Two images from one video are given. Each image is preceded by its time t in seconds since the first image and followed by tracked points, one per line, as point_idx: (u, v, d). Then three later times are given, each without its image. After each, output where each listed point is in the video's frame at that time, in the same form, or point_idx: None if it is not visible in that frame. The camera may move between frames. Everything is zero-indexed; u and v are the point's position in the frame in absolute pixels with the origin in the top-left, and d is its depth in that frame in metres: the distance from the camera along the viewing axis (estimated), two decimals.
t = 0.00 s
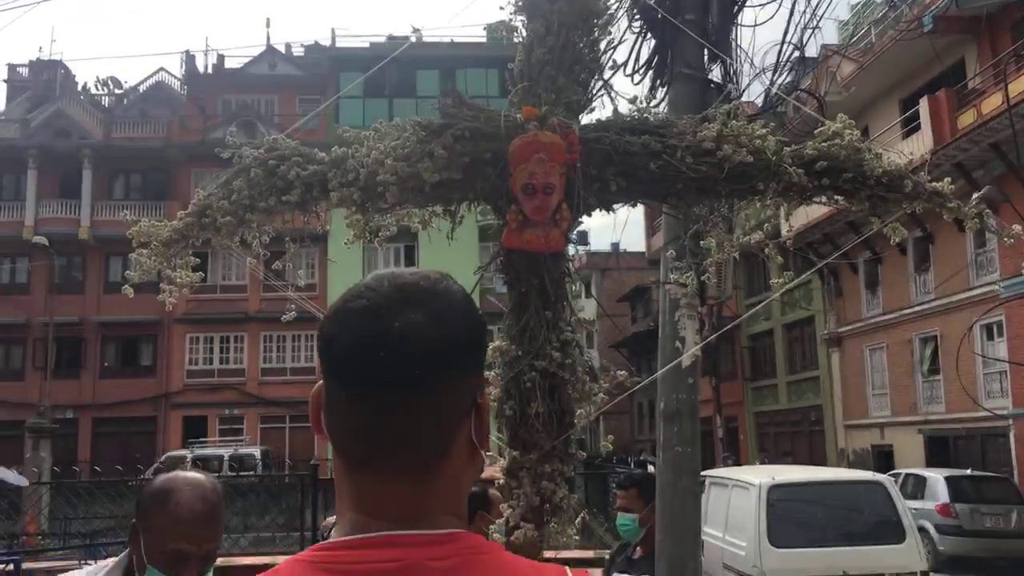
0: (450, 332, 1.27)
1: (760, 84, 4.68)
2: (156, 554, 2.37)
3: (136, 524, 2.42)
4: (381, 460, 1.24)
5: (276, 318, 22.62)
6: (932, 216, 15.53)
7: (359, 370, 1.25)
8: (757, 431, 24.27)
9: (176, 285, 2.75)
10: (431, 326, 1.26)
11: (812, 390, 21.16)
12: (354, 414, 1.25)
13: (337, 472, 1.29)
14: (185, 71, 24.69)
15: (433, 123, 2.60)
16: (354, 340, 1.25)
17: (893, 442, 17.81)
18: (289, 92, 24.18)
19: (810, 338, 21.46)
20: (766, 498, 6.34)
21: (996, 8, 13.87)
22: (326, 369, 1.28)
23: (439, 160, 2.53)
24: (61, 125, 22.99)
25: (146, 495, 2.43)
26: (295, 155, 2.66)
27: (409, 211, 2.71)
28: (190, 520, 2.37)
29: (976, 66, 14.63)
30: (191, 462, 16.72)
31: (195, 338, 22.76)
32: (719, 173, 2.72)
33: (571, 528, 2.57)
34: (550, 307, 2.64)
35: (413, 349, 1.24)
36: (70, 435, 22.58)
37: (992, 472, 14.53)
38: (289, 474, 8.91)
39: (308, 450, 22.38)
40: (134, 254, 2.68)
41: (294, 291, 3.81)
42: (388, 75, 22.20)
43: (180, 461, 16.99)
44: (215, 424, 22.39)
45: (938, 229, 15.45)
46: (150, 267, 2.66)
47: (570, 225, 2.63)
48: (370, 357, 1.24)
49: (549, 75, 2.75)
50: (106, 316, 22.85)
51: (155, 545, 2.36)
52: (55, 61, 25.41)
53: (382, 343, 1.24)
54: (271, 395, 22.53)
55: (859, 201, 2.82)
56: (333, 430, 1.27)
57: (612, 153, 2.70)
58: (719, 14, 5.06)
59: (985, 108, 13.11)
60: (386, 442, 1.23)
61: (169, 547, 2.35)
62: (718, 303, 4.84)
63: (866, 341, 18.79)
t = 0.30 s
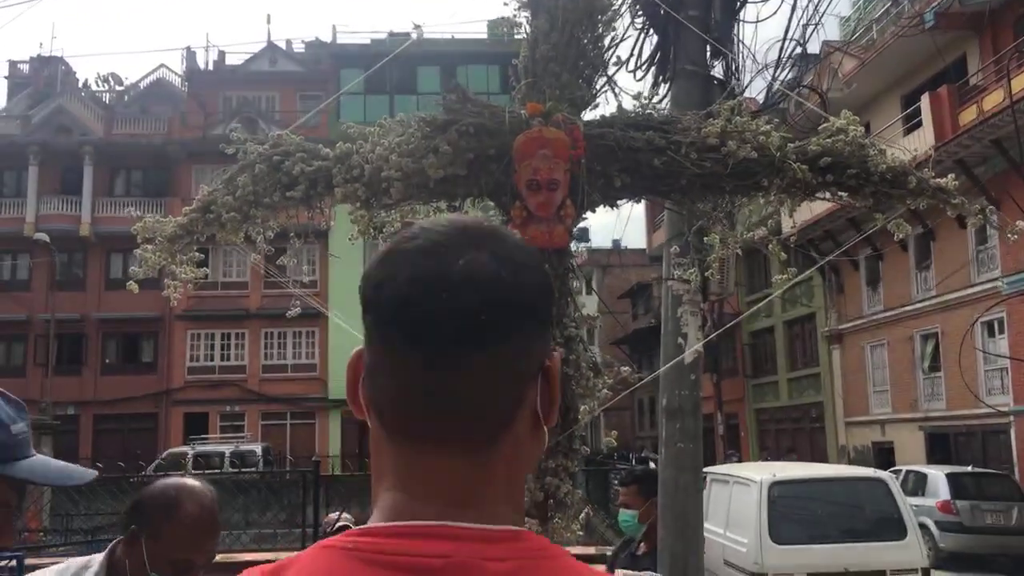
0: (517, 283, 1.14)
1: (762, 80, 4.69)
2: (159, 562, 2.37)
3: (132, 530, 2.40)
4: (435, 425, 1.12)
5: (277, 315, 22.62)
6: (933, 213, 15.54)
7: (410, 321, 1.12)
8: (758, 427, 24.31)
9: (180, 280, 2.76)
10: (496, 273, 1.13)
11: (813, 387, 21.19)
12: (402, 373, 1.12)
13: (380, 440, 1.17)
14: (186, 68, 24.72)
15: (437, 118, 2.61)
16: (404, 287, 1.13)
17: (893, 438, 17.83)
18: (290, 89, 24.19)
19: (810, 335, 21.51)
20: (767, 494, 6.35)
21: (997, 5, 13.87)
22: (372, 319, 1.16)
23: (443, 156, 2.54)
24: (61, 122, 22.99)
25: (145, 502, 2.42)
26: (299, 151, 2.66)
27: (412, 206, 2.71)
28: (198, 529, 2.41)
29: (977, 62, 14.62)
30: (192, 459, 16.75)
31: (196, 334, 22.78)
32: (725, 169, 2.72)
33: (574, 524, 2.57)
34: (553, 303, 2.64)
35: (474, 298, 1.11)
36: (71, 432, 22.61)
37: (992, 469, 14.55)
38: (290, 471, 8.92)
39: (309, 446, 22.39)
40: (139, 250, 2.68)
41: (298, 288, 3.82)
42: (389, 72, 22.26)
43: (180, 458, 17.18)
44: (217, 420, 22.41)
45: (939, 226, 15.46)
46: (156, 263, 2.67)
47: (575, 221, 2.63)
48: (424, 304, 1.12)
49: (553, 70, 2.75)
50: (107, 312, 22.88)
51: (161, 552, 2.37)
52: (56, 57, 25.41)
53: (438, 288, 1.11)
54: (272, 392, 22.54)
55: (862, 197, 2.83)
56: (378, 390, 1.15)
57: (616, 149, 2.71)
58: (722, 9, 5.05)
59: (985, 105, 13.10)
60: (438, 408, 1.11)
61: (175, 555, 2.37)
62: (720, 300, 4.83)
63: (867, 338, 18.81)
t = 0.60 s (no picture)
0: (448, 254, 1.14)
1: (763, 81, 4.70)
2: (164, 560, 2.39)
3: (133, 528, 2.39)
4: (366, 415, 1.08)
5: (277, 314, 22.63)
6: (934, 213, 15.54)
7: (335, 309, 1.08)
8: (758, 427, 24.34)
9: (186, 281, 2.79)
10: (429, 242, 1.13)
11: (813, 387, 21.20)
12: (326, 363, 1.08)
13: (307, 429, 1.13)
14: (187, 67, 24.73)
15: (443, 121, 2.64)
16: (329, 273, 1.09)
17: (894, 438, 17.84)
18: (290, 88, 24.20)
19: (811, 335, 21.54)
20: (767, 494, 6.37)
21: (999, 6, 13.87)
22: (292, 306, 1.12)
23: (448, 158, 2.58)
24: (61, 121, 23.00)
25: (146, 500, 2.42)
26: (305, 153, 2.69)
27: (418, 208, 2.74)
28: (201, 527, 2.45)
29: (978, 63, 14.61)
30: (193, 458, 16.75)
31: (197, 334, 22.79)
32: (727, 171, 2.74)
33: (577, 523, 2.58)
34: (557, 303, 2.66)
35: (407, 265, 1.10)
36: (71, 431, 22.61)
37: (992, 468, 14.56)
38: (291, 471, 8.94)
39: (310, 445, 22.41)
40: (145, 251, 2.70)
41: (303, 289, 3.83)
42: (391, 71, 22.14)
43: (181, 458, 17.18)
44: (218, 420, 22.43)
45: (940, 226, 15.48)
46: (162, 264, 2.69)
47: (578, 222, 2.66)
48: (352, 288, 1.08)
49: (556, 73, 2.78)
50: (108, 312, 22.89)
51: (167, 551, 2.39)
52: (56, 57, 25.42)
53: (368, 256, 1.10)
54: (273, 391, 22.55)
55: (864, 199, 2.85)
56: (299, 382, 1.11)
57: (620, 150, 2.73)
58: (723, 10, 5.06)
59: (986, 105, 13.08)
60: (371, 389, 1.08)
61: (179, 554, 2.40)
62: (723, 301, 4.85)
63: (868, 338, 18.82)
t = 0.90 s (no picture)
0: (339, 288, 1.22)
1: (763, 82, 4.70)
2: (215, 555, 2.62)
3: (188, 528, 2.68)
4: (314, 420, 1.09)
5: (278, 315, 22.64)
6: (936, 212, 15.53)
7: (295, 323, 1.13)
8: (759, 428, 24.36)
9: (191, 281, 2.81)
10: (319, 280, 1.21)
11: (813, 387, 21.22)
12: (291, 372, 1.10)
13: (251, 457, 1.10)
14: (188, 67, 24.76)
15: (446, 122, 2.67)
16: (277, 298, 1.15)
17: (894, 438, 17.86)
18: (291, 88, 24.23)
19: (811, 334, 21.55)
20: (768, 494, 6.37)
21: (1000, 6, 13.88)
22: (232, 333, 1.13)
23: (452, 159, 2.60)
24: (62, 121, 23.00)
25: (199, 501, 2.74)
26: (309, 154, 2.71)
27: (422, 210, 2.75)
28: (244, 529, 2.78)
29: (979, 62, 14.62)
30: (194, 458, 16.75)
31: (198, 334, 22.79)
32: (729, 173, 2.75)
33: (581, 522, 2.59)
34: (560, 303, 2.68)
35: (312, 292, 1.17)
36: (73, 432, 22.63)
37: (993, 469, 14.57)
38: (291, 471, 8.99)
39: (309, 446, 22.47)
40: (152, 252, 2.72)
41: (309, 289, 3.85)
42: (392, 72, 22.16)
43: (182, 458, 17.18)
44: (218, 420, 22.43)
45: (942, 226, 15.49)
46: (167, 266, 2.71)
47: (580, 223, 2.70)
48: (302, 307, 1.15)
49: (559, 75, 2.80)
50: (109, 312, 22.90)
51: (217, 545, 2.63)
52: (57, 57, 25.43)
53: (273, 291, 1.16)
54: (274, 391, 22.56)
55: (864, 199, 2.87)
56: (250, 401, 1.09)
57: (623, 151, 2.74)
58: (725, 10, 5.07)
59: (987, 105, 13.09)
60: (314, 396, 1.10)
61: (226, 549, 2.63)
62: (724, 301, 4.86)
63: (868, 338, 18.83)
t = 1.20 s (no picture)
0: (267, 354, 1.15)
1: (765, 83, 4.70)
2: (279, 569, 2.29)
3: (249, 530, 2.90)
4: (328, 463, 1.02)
5: (278, 315, 22.66)
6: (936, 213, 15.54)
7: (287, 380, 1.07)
8: (759, 428, 24.39)
9: (196, 283, 2.81)
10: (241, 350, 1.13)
11: (814, 387, 21.23)
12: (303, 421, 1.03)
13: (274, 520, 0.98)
14: (188, 68, 24.82)
15: (450, 125, 2.68)
16: (256, 358, 1.08)
17: (894, 439, 17.89)
18: (291, 88, 24.26)
19: (811, 334, 21.57)
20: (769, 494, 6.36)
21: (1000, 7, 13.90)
22: (191, 412, 1.02)
23: (455, 161, 2.61)
24: (63, 122, 23.05)
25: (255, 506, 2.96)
26: (313, 156, 2.73)
27: (424, 211, 2.76)
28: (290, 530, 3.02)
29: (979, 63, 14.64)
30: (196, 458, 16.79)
31: (198, 334, 22.81)
32: (731, 175, 2.76)
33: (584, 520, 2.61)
34: (563, 305, 2.69)
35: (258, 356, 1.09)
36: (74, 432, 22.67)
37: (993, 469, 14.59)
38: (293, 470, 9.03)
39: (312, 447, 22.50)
40: (156, 253, 2.72)
41: (313, 291, 3.87)
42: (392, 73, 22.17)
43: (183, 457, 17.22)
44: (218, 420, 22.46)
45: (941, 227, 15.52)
46: (172, 268, 2.71)
47: (583, 226, 2.72)
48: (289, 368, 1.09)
49: (562, 78, 2.81)
50: (110, 312, 22.93)
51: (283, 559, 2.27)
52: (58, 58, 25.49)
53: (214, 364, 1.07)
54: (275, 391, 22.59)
55: (865, 203, 2.88)
56: (269, 457, 0.99)
57: (625, 154, 2.76)
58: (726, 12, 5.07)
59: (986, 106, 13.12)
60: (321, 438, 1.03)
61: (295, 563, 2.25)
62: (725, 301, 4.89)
63: (869, 339, 18.81)
